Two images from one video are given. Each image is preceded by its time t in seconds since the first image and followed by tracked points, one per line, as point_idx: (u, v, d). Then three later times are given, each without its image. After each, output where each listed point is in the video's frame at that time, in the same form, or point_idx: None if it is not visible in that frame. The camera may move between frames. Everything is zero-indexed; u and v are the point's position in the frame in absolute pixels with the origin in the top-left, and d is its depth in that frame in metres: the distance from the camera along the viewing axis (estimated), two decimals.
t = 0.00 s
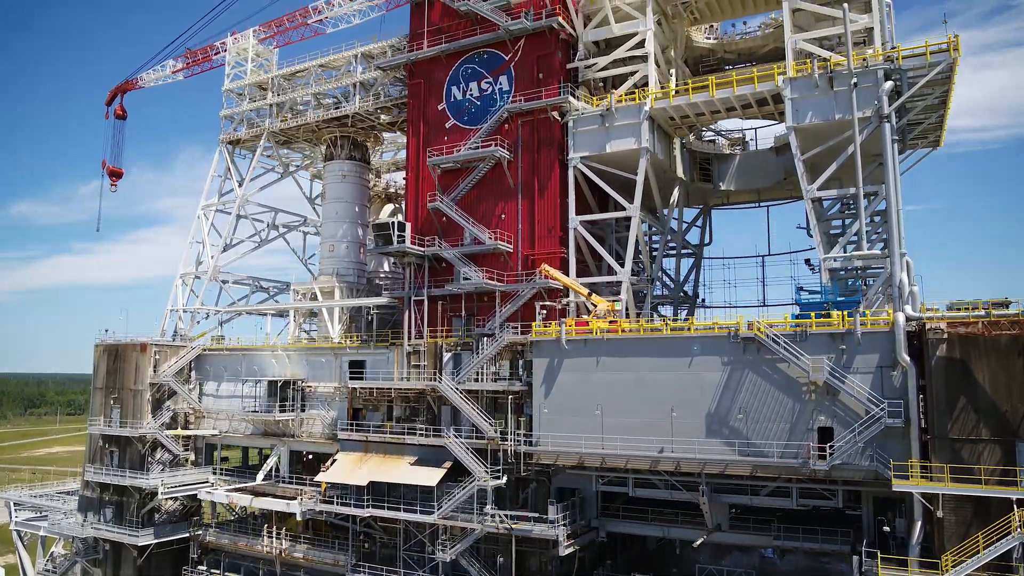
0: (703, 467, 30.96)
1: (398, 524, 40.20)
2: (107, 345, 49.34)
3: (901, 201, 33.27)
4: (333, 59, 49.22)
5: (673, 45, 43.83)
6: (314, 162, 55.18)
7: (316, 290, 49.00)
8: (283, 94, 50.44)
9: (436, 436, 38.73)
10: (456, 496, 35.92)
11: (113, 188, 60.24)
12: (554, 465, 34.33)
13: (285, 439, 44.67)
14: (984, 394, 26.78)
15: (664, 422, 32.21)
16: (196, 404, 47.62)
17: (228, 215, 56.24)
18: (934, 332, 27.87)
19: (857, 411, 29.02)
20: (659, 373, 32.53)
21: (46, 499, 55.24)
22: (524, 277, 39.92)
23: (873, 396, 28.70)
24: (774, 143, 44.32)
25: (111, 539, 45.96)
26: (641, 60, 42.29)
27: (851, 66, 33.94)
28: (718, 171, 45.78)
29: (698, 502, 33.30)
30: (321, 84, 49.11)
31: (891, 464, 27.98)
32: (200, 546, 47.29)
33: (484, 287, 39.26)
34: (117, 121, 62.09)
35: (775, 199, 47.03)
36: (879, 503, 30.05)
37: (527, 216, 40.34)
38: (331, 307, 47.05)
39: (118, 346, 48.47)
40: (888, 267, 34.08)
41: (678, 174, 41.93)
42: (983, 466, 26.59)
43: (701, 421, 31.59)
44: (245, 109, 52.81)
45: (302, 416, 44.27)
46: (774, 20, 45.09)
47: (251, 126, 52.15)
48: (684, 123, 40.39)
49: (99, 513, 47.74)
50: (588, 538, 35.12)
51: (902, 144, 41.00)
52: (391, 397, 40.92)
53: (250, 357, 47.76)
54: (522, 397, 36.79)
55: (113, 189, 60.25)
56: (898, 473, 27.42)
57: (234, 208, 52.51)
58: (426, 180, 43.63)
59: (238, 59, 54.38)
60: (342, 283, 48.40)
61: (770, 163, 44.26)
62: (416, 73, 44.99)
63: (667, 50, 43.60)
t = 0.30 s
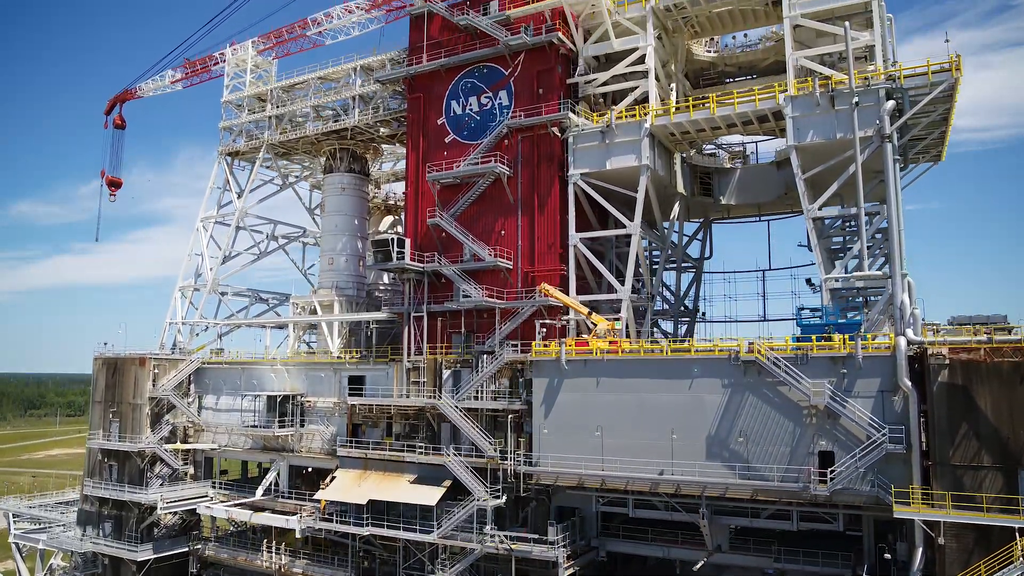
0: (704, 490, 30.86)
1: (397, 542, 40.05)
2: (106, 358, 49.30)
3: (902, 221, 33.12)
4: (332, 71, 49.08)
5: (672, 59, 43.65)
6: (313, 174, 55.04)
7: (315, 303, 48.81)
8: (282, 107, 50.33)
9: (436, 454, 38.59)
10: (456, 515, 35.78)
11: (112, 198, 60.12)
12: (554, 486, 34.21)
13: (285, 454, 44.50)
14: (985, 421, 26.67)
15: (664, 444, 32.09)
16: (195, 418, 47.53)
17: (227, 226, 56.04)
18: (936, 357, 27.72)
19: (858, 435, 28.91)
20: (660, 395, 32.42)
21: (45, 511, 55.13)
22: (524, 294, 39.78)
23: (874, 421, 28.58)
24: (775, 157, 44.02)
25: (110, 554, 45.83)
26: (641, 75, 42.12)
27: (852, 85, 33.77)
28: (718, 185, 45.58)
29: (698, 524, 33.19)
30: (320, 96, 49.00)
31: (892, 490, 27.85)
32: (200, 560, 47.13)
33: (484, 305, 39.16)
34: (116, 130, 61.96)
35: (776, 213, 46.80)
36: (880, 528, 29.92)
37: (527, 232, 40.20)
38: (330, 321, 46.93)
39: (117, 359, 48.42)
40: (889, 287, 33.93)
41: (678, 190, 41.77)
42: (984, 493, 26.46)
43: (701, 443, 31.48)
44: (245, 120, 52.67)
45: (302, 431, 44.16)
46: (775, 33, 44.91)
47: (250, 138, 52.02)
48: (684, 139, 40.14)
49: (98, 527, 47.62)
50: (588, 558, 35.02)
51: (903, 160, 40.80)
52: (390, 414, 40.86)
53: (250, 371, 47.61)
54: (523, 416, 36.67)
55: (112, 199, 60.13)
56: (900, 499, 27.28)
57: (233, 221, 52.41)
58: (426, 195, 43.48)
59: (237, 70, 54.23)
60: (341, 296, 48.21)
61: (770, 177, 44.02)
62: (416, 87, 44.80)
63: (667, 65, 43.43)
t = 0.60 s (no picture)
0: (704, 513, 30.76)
1: (396, 559, 39.96)
2: (105, 372, 49.31)
3: (903, 242, 32.98)
4: (331, 84, 48.96)
5: (672, 74, 43.52)
6: (312, 185, 54.89)
7: (314, 317, 48.62)
8: (281, 120, 50.25)
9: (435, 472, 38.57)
10: (455, 535, 35.69)
11: (110, 209, 60.02)
12: (553, 506, 34.11)
13: (284, 469, 44.38)
14: (986, 448, 26.59)
15: (663, 466, 31.98)
16: (194, 433, 47.46)
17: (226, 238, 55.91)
18: (937, 384, 27.64)
19: (858, 460, 28.80)
20: (659, 417, 32.31)
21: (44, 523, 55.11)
22: (524, 311, 39.71)
23: (875, 446, 28.46)
24: (776, 171, 43.65)
25: (109, 569, 45.76)
26: (641, 90, 41.97)
27: (853, 105, 33.63)
28: (718, 200, 45.38)
29: (698, 546, 33.09)
30: (319, 110, 48.93)
31: (893, 516, 27.73)
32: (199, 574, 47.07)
33: (484, 322, 39.10)
34: (115, 141, 61.87)
35: (776, 227, 46.58)
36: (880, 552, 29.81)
37: (527, 249, 40.09)
38: (329, 335, 46.84)
39: (116, 373, 48.44)
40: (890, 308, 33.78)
41: (678, 206, 41.63)
42: (985, 521, 26.34)
43: (701, 466, 31.37)
44: (243, 132, 52.55)
45: (301, 446, 44.08)
46: (775, 47, 44.75)
47: (249, 151, 51.94)
48: (684, 155, 39.93)
49: (97, 542, 47.58)
50: None
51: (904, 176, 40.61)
52: (389, 431, 40.85)
53: (248, 386, 47.52)
54: (522, 436, 36.58)
55: (110, 209, 60.03)
56: (900, 525, 27.19)
57: (232, 233, 52.33)
58: (425, 211, 43.36)
59: (236, 81, 54.11)
60: (340, 310, 48.09)
61: (770, 192, 43.78)
62: (415, 101, 44.65)
63: (667, 80, 43.28)
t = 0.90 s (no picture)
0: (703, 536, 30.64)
1: None
2: (103, 386, 49.27)
3: (904, 263, 32.84)
4: (330, 97, 48.84)
5: (672, 89, 43.40)
6: (311, 197, 54.75)
7: (313, 330, 48.50)
8: (280, 132, 50.14)
9: (435, 490, 38.43)
10: (454, 555, 35.54)
11: (109, 219, 59.87)
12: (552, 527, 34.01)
13: (282, 484, 44.24)
14: (987, 476, 26.52)
15: (663, 488, 31.88)
16: (192, 447, 47.36)
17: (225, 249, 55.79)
18: (937, 410, 27.57)
19: (858, 485, 28.69)
20: (659, 439, 32.21)
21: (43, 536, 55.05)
22: (523, 329, 39.61)
23: (875, 472, 28.35)
24: (776, 186, 43.48)
25: None
26: (641, 106, 41.85)
27: (853, 125, 33.50)
28: (718, 215, 45.27)
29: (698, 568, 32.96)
30: (318, 123, 48.83)
31: (893, 542, 27.59)
32: None
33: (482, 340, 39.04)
34: (114, 151, 61.71)
35: (776, 242, 46.40)
36: None
37: (526, 266, 39.98)
38: (328, 350, 46.71)
39: (115, 387, 48.38)
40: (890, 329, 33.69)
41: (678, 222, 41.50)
42: (986, 549, 26.25)
43: (700, 489, 31.26)
44: (242, 144, 52.44)
45: (299, 462, 43.95)
46: (775, 61, 44.62)
47: (248, 163, 51.82)
48: (684, 172, 39.75)
49: (96, 556, 47.49)
50: None
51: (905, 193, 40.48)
52: (389, 448, 40.80)
53: (247, 400, 47.42)
54: (521, 455, 36.49)
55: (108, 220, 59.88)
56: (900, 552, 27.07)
57: (230, 246, 52.22)
58: (424, 226, 43.24)
59: (235, 93, 53.95)
60: (339, 324, 47.95)
61: (770, 207, 43.60)
62: (414, 116, 44.52)
63: (667, 95, 43.18)
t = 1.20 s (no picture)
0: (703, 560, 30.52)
1: None
2: (103, 399, 49.25)
3: (905, 284, 32.73)
4: (328, 110, 48.73)
5: (672, 104, 43.25)
6: (310, 208, 54.59)
7: (312, 344, 48.35)
8: (278, 145, 50.04)
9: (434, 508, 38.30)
10: None
11: (108, 230, 59.77)
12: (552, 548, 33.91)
13: (281, 499, 44.14)
14: (988, 503, 26.52)
15: (662, 510, 31.79)
16: (191, 461, 47.28)
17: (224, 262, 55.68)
18: (937, 436, 27.47)
19: (858, 510, 28.55)
20: (658, 460, 32.14)
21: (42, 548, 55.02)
22: (523, 346, 39.51)
23: (874, 496, 28.26)
24: (777, 201, 43.35)
25: None
26: (641, 122, 41.72)
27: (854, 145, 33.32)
28: (718, 229, 45.18)
29: None
30: (317, 136, 48.71)
31: (894, 569, 27.41)
32: None
33: (482, 358, 38.97)
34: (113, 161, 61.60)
35: (776, 256, 46.27)
36: None
37: (525, 284, 39.86)
38: (327, 364, 46.64)
39: (114, 401, 48.37)
40: (890, 350, 33.59)
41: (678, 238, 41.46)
42: None
43: (700, 511, 31.16)
44: (241, 157, 52.33)
45: (298, 477, 43.85)
46: (775, 75, 44.49)
47: (247, 176, 51.70)
48: (684, 188, 39.60)
49: (95, 570, 47.41)
50: None
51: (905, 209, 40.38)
52: (388, 464, 40.92)
53: (247, 414, 47.33)
54: (520, 474, 36.46)
55: (108, 230, 59.78)
56: None
57: (229, 259, 52.11)
58: (423, 242, 43.13)
59: (233, 104, 53.82)
60: (338, 338, 47.81)
61: (770, 222, 43.46)
62: (414, 131, 44.39)
63: (667, 109, 43.06)
